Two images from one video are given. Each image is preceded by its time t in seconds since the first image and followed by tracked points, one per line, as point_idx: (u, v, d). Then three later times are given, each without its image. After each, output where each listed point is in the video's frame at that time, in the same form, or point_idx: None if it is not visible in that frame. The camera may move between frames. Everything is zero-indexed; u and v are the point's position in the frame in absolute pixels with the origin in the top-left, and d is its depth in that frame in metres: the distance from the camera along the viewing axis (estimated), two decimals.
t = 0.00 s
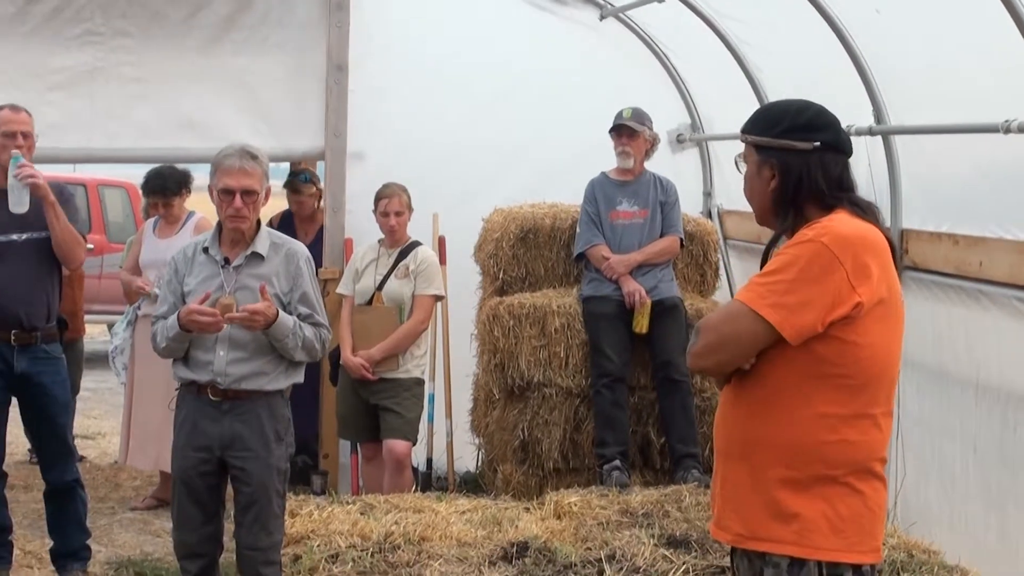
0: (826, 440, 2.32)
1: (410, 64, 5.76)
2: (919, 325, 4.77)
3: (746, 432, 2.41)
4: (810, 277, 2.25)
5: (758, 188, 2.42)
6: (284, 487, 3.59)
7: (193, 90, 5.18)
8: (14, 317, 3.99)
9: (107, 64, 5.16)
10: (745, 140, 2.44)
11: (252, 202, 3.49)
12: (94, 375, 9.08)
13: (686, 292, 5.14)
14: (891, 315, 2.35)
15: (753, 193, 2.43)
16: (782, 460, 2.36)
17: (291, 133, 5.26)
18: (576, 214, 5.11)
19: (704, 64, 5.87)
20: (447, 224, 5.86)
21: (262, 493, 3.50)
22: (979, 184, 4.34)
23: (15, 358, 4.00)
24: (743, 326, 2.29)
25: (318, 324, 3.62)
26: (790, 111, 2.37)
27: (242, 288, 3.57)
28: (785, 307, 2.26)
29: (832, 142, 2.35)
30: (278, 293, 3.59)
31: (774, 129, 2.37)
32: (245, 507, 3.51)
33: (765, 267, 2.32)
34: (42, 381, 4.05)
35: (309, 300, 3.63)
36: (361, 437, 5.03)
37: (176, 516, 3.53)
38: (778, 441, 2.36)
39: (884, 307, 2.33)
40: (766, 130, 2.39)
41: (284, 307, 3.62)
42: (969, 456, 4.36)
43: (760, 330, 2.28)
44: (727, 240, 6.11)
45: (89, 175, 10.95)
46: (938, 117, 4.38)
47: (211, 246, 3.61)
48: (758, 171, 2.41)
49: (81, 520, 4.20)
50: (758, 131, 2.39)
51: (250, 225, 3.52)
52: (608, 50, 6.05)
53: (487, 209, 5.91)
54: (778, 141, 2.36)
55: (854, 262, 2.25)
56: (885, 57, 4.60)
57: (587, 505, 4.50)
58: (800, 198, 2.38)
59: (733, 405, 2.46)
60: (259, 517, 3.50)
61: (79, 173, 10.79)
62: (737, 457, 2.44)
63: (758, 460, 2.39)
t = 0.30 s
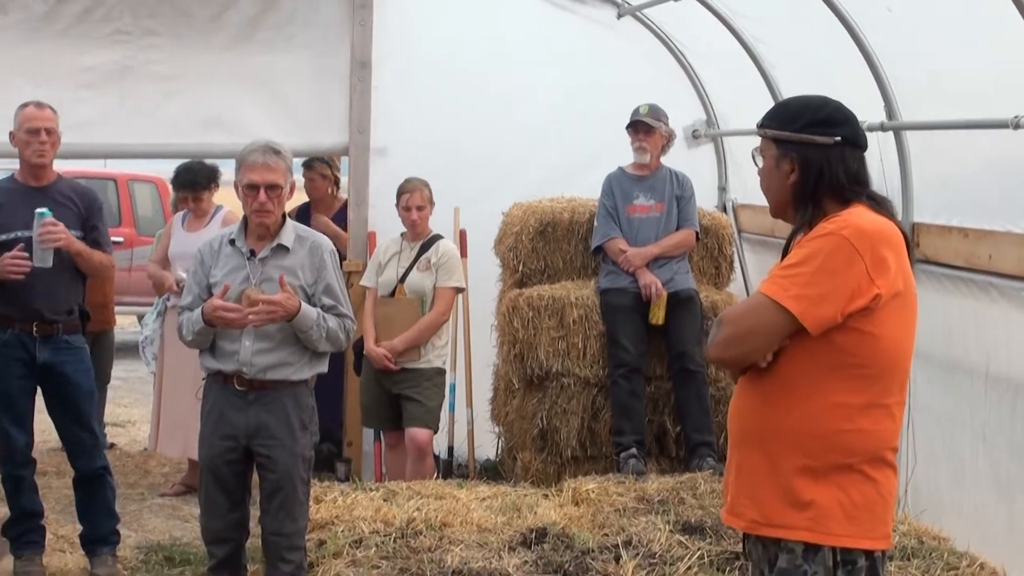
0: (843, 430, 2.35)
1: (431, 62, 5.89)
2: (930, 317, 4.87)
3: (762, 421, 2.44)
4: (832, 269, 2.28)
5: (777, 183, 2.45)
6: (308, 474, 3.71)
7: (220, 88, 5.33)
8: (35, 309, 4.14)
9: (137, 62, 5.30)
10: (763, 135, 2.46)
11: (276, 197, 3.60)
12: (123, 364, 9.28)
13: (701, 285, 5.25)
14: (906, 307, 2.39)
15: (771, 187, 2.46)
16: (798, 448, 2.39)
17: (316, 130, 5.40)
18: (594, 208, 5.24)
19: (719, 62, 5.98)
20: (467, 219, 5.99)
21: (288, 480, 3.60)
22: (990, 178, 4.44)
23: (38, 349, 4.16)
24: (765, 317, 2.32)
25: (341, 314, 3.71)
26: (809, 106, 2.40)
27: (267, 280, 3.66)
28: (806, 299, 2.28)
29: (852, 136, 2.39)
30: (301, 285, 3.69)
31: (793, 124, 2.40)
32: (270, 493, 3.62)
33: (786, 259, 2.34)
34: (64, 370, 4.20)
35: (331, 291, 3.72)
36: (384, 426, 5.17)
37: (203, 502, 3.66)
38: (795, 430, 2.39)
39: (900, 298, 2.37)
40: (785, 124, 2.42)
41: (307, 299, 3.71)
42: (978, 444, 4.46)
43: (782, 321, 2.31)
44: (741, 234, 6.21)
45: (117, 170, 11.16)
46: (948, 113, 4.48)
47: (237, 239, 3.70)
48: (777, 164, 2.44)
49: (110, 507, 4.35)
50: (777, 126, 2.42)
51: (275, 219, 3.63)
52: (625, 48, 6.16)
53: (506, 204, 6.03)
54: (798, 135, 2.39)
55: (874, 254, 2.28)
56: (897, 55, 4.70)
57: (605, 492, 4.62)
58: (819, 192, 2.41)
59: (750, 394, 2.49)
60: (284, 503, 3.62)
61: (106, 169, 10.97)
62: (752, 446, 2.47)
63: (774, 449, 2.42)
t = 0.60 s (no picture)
0: (850, 419, 2.45)
1: (448, 61, 6.03)
2: (935, 311, 4.98)
3: (772, 410, 2.53)
4: (844, 263, 2.36)
5: (789, 178, 2.54)
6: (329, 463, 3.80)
7: (243, 87, 5.49)
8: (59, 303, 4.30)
9: (164, 61, 5.45)
10: (776, 132, 2.56)
11: (297, 191, 3.70)
12: (146, 357, 9.47)
13: (712, 279, 5.38)
14: (912, 300, 2.48)
15: (783, 182, 2.56)
16: (806, 436, 2.48)
17: (337, 127, 5.54)
18: (608, 204, 5.37)
19: (730, 61, 6.10)
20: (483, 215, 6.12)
21: (309, 470, 3.70)
22: (994, 175, 4.55)
23: (61, 341, 4.32)
24: (778, 309, 2.40)
25: (360, 308, 3.81)
26: (821, 105, 2.49)
27: (289, 274, 3.77)
28: (819, 292, 2.37)
29: (863, 135, 2.48)
30: (322, 279, 3.79)
31: (806, 121, 2.49)
32: (292, 483, 3.72)
33: (799, 253, 2.43)
34: (86, 363, 4.37)
35: (351, 285, 3.82)
36: (403, 416, 5.31)
37: (227, 491, 3.75)
38: (803, 418, 2.48)
39: (907, 291, 2.46)
40: (797, 122, 2.51)
41: (328, 293, 3.82)
42: (983, 434, 4.57)
43: (795, 313, 2.39)
44: (751, 231, 6.33)
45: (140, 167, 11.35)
46: (953, 111, 4.59)
47: (260, 233, 3.80)
48: (789, 160, 2.53)
49: (128, 495, 4.55)
50: (790, 123, 2.51)
51: (298, 212, 3.73)
52: (638, 48, 6.30)
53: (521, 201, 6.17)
54: (811, 133, 2.48)
55: (884, 249, 2.37)
56: (904, 54, 4.82)
57: (618, 481, 4.75)
58: (830, 187, 2.50)
59: (760, 383, 2.58)
60: (305, 493, 3.72)
61: (128, 166, 11.17)
62: (761, 434, 2.57)
63: (783, 436, 2.52)
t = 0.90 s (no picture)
0: (855, 413, 2.51)
1: (462, 62, 6.17)
2: (938, 307, 5.10)
3: (777, 405, 2.60)
4: (850, 260, 2.43)
5: (796, 177, 2.61)
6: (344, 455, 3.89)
7: (263, 88, 5.64)
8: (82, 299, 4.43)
9: (185, 63, 5.60)
10: (783, 133, 2.62)
11: (315, 192, 3.77)
12: (168, 350, 9.66)
13: (720, 276, 5.50)
14: (915, 297, 2.55)
15: (790, 181, 2.62)
16: (812, 429, 2.55)
17: (353, 127, 5.71)
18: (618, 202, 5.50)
19: (737, 63, 6.23)
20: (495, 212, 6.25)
21: (325, 462, 3.79)
22: (996, 175, 4.66)
23: (86, 335, 4.46)
24: (787, 305, 2.47)
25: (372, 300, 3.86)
26: (829, 105, 2.55)
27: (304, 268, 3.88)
28: (826, 288, 2.43)
29: (869, 135, 2.54)
30: (336, 272, 3.89)
31: (813, 122, 2.56)
32: (309, 474, 3.81)
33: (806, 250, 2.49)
34: (110, 357, 4.51)
35: (363, 278, 3.88)
36: (418, 409, 5.45)
37: (246, 482, 3.84)
38: (809, 412, 2.55)
39: (911, 288, 2.53)
40: (805, 123, 2.58)
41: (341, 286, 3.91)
42: (985, 427, 4.68)
43: (802, 308, 2.46)
44: (758, 228, 6.45)
45: (159, 165, 11.54)
46: (955, 112, 4.71)
47: (280, 230, 3.90)
48: (796, 160, 2.60)
49: (151, 485, 4.70)
50: (797, 124, 2.58)
51: (315, 212, 3.81)
52: (647, 50, 6.43)
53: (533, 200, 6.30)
54: (818, 133, 2.54)
55: (889, 247, 2.44)
56: (908, 57, 4.93)
57: (627, 473, 4.88)
58: (837, 186, 2.57)
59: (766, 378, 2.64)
60: (322, 483, 3.81)
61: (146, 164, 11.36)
62: (767, 427, 2.63)
63: (789, 430, 2.59)
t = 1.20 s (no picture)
0: (858, 406, 2.59)
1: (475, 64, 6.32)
2: (940, 303, 5.22)
3: (783, 399, 2.67)
4: (855, 258, 2.50)
5: (802, 177, 2.66)
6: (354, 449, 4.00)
7: (280, 90, 5.79)
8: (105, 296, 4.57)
9: (205, 66, 5.75)
10: (789, 133, 2.67)
11: (322, 192, 3.81)
12: (188, 345, 9.85)
13: (727, 273, 5.63)
14: (918, 294, 2.62)
15: (796, 180, 2.68)
16: (816, 423, 2.62)
17: (370, 128, 5.87)
18: (627, 200, 5.63)
19: (744, 66, 6.36)
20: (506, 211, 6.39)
21: (335, 455, 3.90)
22: (997, 175, 4.77)
23: (109, 330, 4.62)
24: (793, 301, 2.54)
25: (379, 303, 3.90)
26: (835, 106, 2.61)
27: (318, 266, 3.94)
28: (832, 285, 2.50)
29: (874, 135, 2.60)
30: (348, 272, 3.95)
31: (820, 122, 2.61)
32: (320, 465, 3.92)
33: (813, 248, 2.56)
34: (133, 351, 4.67)
35: (372, 280, 3.92)
36: (431, 402, 5.60)
37: (261, 473, 3.96)
38: (815, 406, 2.62)
39: (914, 285, 2.60)
40: (811, 123, 2.63)
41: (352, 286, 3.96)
42: (984, 420, 4.80)
43: (809, 305, 2.53)
44: (764, 227, 6.58)
45: (177, 164, 11.73)
46: (956, 114, 4.82)
47: (298, 228, 3.99)
48: (802, 160, 2.65)
49: (169, 475, 4.87)
50: (803, 125, 2.63)
51: (325, 211, 3.85)
52: (656, 54, 6.57)
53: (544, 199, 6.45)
54: (825, 133, 2.60)
55: (893, 245, 2.51)
56: (910, 60, 5.05)
57: (636, 465, 5.03)
58: (842, 186, 2.63)
59: (771, 373, 2.71)
60: (331, 476, 3.94)
61: (165, 163, 11.55)
62: (773, 422, 2.70)
63: (794, 424, 2.66)
